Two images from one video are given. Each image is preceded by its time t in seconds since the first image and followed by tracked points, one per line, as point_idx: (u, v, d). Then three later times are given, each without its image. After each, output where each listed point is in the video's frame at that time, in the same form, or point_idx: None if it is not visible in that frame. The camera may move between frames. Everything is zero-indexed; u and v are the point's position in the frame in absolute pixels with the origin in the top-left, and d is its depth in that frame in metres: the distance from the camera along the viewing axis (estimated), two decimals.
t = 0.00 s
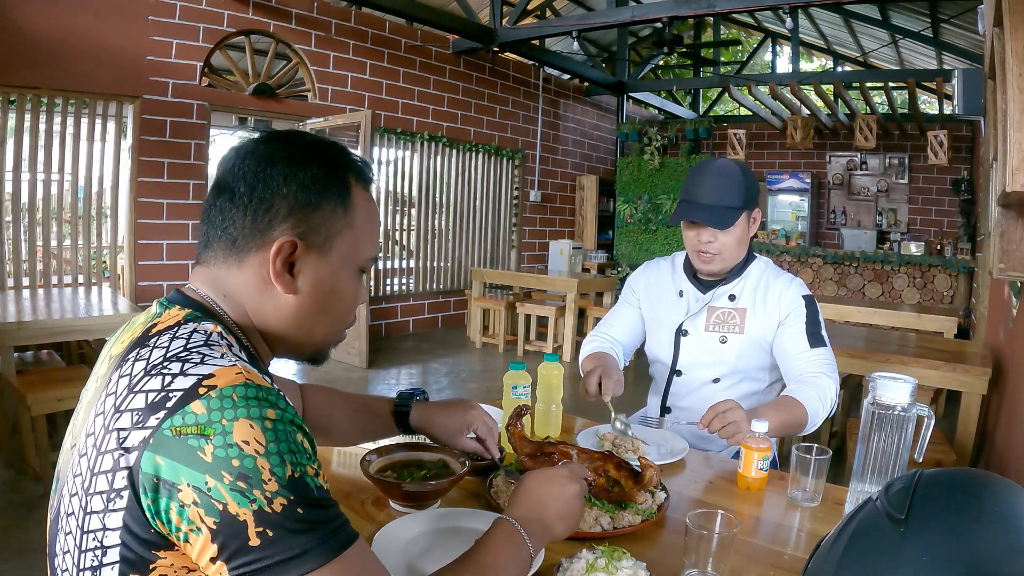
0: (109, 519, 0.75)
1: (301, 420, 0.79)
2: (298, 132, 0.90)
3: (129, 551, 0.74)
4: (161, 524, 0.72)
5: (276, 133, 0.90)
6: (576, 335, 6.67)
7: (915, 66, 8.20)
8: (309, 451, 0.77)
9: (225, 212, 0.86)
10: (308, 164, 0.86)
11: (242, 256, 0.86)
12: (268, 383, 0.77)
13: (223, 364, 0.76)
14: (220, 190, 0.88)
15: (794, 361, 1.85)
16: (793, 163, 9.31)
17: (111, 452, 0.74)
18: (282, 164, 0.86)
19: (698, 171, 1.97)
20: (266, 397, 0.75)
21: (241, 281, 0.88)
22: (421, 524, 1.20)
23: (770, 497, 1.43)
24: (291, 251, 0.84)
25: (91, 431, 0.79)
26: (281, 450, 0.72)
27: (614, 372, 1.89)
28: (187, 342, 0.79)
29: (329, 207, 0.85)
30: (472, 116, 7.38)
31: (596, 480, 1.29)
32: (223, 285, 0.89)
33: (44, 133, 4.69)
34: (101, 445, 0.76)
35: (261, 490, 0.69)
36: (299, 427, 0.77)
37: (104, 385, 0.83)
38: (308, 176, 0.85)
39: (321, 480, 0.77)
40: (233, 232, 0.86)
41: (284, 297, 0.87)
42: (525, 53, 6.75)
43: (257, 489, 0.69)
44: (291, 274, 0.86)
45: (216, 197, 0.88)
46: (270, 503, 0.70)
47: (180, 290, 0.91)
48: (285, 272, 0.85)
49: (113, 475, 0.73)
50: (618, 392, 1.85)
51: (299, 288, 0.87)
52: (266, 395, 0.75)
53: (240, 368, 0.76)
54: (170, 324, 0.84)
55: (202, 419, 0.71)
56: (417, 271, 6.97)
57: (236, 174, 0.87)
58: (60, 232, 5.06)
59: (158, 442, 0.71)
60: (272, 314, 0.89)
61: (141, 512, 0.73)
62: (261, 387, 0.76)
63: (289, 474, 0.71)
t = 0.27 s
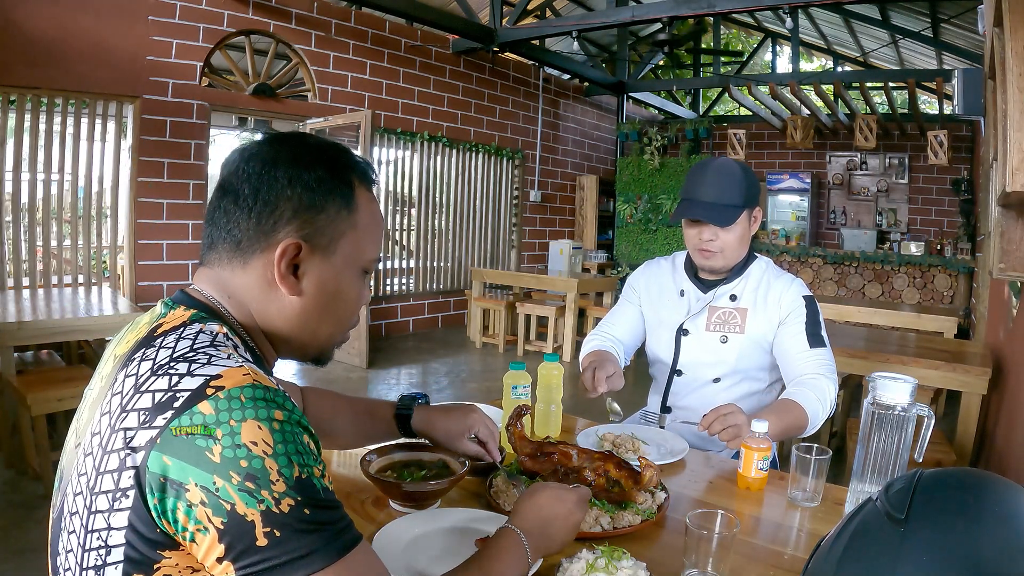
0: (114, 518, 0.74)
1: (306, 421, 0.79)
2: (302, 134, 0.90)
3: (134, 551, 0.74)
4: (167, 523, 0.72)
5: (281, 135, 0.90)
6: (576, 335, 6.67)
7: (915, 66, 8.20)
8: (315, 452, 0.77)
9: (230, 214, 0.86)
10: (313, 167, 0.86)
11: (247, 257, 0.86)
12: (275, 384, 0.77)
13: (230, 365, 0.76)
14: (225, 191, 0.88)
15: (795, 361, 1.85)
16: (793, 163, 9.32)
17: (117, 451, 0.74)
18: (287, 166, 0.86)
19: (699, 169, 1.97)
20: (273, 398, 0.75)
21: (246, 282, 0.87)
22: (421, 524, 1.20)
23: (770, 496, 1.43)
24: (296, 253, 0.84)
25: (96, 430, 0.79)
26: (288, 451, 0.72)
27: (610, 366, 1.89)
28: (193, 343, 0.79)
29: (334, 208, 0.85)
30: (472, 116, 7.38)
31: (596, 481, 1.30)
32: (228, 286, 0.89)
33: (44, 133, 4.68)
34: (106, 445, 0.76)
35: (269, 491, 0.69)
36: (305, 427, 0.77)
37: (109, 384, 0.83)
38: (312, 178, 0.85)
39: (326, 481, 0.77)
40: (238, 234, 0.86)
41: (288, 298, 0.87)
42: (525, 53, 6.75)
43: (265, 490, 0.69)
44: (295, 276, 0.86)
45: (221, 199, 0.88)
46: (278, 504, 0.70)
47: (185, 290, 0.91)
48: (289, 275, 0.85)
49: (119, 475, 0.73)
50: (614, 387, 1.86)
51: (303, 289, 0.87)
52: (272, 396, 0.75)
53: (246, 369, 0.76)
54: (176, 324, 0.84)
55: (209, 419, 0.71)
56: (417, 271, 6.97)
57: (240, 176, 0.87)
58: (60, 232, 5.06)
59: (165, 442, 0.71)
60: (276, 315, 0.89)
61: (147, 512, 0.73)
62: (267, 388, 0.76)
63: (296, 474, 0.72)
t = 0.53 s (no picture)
0: (116, 517, 0.75)
1: (308, 421, 0.79)
2: (304, 134, 0.90)
3: (136, 550, 0.74)
4: (169, 522, 0.72)
5: (282, 135, 0.90)
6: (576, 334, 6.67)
7: (915, 66, 8.20)
8: (317, 451, 0.77)
9: (232, 214, 0.86)
10: (315, 167, 0.86)
11: (248, 258, 0.86)
12: (278, 384, 0.77)
13: (233, 364, 0.76)
14: (226, 192, 0.88)
15: (795, 361, 1.85)
16: (793, 163, 9.32)
17: (119, 451, 0.74)
18: (288, 167, 0.86)
19: (699, 169, 1.97)
20: (276, 398, 0.75)
21: (248, 282, 0.87)
22: (420, 524, 1.20)
23: (770, 497, 1.43)
24: (298, 253, 0.84)
25: (99, 429, 0.79)
26: (290, 451, 0.72)
27: (607, 377, 1.89)
28: (195, 342, 0.79)
29: (336, 209, 0.85)
30: (472, 116, 7.38)
31: (596, 480, 1.30)
32: (229, 286, 0.89)
33: (44, 133, 4.68)
34: (109, 444, 0.76)
35: (271, 489, 0.69)
36: (307, 427, 0.77)
37: (112, 383, 0.83)
38: (314, 179, 0.85)
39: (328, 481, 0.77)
40: (239, 235, 0.86)
41: (290, 298, 0.87)
42: (525, 53, 6.75)
43: (267, 489, 0.69)
44: (297, 277, 0.86)
45: (222, 200, 0.88)
46: (280, 503, 0.70)
47: (186, 291, 0.91)
48: (291, 275, 0.85)
49: (122, 474, 0.73)
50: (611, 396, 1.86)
51: (305, 290, 0.87)
52: (275, 395, 0.75)
53: (249, 369, 0.76)
54: (178, 324, 0.84)
55: (212, 418, 0.71)
56: (417, 271, 6.97)
57: (242, 177, 0.87)
58: (60, 232, 5.06)
59: (167, 441, 0.71)
60: (278, 315, 0.89)
61: (150, 511, 0.73)
62: (270, 388, 0.76)
63: (298, 474, 0.71)
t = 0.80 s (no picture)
0: (113, 519, 0.75)
1: (305, 423, 0.79)
2: (301, 133, 0.90)
3: (133, 552, 0.74)
4: (166, 525, 0.72)
5: (279, 135, 0.90)
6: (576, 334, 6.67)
7: (915, 66, 8.20)
8: (314, 454, 0.78)
9: (229, 215, 0.86)
10: (312, 167, 0.86)
11: (247, 258, 0.86)
12: (274, 386, 0.77)
13: (230, 366, 0.76)
14: (223, 192, 0.88)
15: (794, 361, 1.85)
16: (793, 163, 9.32)
17: (116, 452, 0.74)
18: (285, 167, 0.86)
19: (699, 170, 1.97)
20: (272, 400, 0.75)
21: (246, 282, 0.88)
22: (420, 524, 1.20)
23: (770, 497, 1.43)
24: (296, 253, 0.84)
25: (96, 431, 0.79)
26: (287, 453, 0.72)
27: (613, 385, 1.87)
28: (193, 343, 0.79)
29: (334, 208, 0.85)
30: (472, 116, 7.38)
31: (596, 480, 1.30)
32: (228, 287, 0.89)
33: (44, 133, 4.68)
34: (106, 446, 0.76)
35: (267, 492, 0.69)
36: (304, 429, 0.77)
37: (109, 385, 0.83)
38: (311, 178, 0.85)
39: (325, 483, 0.77)
40: (237, 235, 0.86)
41: (288, 299, 0.87)
42: (525, 52, 6.75)
43: (264, 492, 0.69)
44: (295, 277, 0.86)
45: (220, 200, 0.88)
46: (276, 506, 0.70)
47: (185, 291, 0.91)
48: (289, 275, 0.85)
49: (118, 476, 0.73)
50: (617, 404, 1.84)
51: (303, 290, 0.87)
52: (272, 397, 0.75)
53: (246, 370, 0.77)
54: (175, 325, 0.84)
55: (209, 420, 0.71)
56: (417, 271, 6.97)
57: (239, 177, 0.87)
58: (60, 232, 5.06)
59: (164, 443, 0.71)
60: (277, 316, 0.89)
61: (146, 513, 0.73)
62: (267, 390, 0.76)
63: (295, 477, 0.72)
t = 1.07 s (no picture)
0: (109, 521, 0.74)
1: (301, 423, 0.79)
2: (295, 131, 0.90)
3: (129, 553, 0.74)
4: (162, 526, 0.72)
5: (272, 133, 0.90)
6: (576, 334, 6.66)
7: (915, 66, 8.20)
8: (310, 453, 0.78)
9: (223, 214, 0.86)
10: (306, 165, 0.86)
11: (241, 257, 0.86)
12: (269, 385, 0.77)
13: (224, 366, 0.76)
14: (217, 191, 0.88)
15: (793, 361, 1.85)
16: (793, 163, 9.32)
17: (112, 454, 0.74)
18: (278, 165, 0.85)
19: (699, 170, 1.97)
20: (267, 399, 0.75)
21: (240, 282, 0.88)
22: (420, 524, 1.20)
23: (770, 497, 1.43)
24: (290, 252, 0.84)
25: (91, 432, 0.79)
26: (282, 453, 0.72)
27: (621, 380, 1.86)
28: (188, 344, 0.79)
29: (328, 206, 0.85)
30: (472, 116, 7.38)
31: (596, 480, 1.30)
32: (222, 287, 0.89)
33: (44, 133, 4.68)
34: (101, 447, 0.76)
35: (263, 492, 0.69)
36: (300, 429, 0.77)
37: (104, 386, 0.83)
38: (305, 177, 0.85)
39: (321, 483, 0.77)
40: (231, 234, 0.86)
41: (283, 298, 0.87)
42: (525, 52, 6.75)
43: (260, 491, 0.69)
44: (290, 276, 0.86)
45: (214, 199, 0.88)
46: (273, 505, 0.70)
47: (180, 291, 0.91)
48: (284, 274, 0.85)
49: (114, 477, 0.73)
50: (624, 398, 1.85)
51: (298, 289, 0.87)
52: (267, 397, 0.75)
53: (241, 370, 0.76)
54: (170, 325, 0.84)
55: (203, 420, 0.71)
56: (417, 271, 6.97)
57: (232, 176, 0.87)
58: (60, 232, 5.05)
59: (159, 444, 0.71)
60: (272, 315, 0.89)
61: (142, 514, 0.72)
62: (262, 389, 0.76)
63: (291, 476, 0.72)
